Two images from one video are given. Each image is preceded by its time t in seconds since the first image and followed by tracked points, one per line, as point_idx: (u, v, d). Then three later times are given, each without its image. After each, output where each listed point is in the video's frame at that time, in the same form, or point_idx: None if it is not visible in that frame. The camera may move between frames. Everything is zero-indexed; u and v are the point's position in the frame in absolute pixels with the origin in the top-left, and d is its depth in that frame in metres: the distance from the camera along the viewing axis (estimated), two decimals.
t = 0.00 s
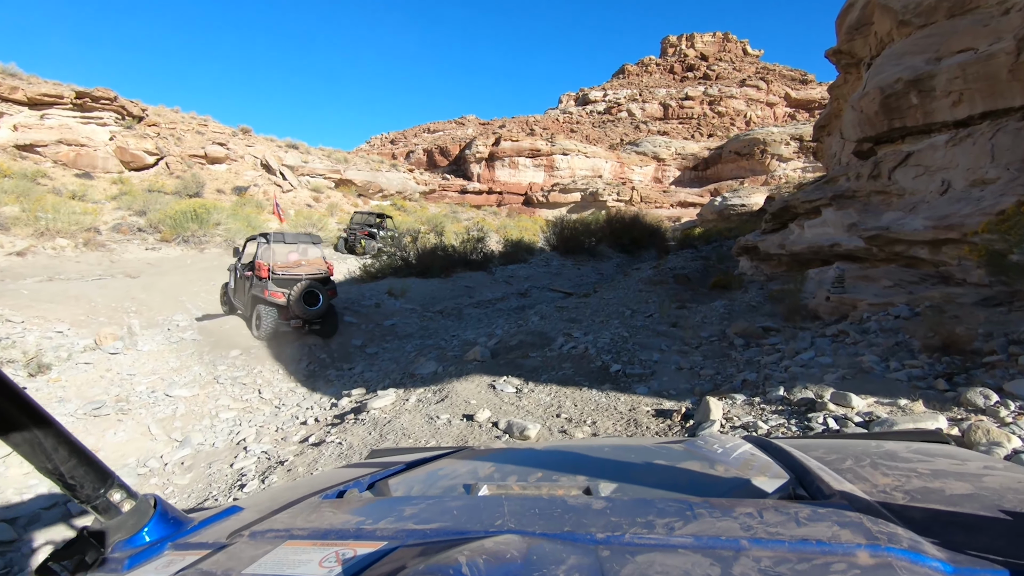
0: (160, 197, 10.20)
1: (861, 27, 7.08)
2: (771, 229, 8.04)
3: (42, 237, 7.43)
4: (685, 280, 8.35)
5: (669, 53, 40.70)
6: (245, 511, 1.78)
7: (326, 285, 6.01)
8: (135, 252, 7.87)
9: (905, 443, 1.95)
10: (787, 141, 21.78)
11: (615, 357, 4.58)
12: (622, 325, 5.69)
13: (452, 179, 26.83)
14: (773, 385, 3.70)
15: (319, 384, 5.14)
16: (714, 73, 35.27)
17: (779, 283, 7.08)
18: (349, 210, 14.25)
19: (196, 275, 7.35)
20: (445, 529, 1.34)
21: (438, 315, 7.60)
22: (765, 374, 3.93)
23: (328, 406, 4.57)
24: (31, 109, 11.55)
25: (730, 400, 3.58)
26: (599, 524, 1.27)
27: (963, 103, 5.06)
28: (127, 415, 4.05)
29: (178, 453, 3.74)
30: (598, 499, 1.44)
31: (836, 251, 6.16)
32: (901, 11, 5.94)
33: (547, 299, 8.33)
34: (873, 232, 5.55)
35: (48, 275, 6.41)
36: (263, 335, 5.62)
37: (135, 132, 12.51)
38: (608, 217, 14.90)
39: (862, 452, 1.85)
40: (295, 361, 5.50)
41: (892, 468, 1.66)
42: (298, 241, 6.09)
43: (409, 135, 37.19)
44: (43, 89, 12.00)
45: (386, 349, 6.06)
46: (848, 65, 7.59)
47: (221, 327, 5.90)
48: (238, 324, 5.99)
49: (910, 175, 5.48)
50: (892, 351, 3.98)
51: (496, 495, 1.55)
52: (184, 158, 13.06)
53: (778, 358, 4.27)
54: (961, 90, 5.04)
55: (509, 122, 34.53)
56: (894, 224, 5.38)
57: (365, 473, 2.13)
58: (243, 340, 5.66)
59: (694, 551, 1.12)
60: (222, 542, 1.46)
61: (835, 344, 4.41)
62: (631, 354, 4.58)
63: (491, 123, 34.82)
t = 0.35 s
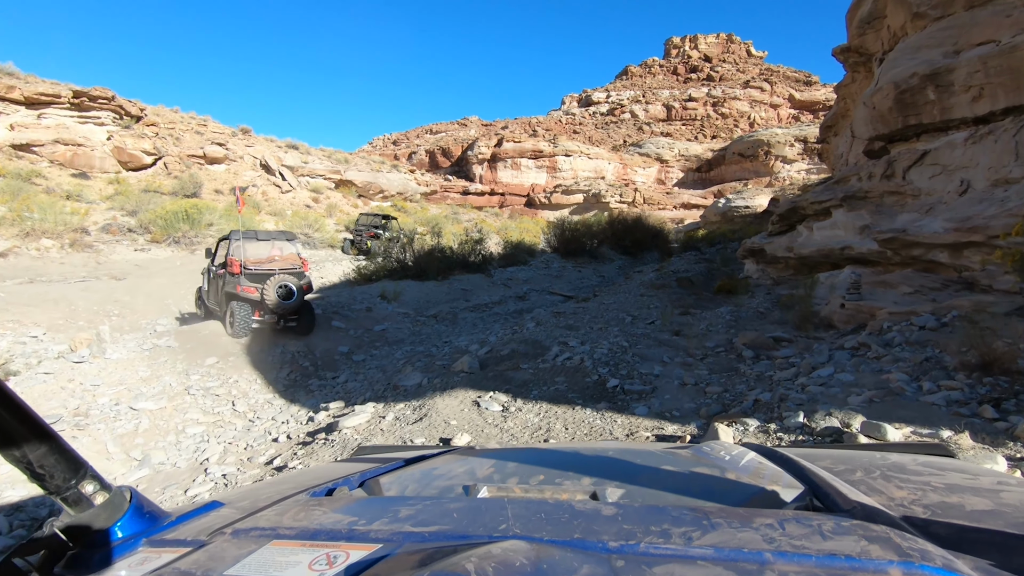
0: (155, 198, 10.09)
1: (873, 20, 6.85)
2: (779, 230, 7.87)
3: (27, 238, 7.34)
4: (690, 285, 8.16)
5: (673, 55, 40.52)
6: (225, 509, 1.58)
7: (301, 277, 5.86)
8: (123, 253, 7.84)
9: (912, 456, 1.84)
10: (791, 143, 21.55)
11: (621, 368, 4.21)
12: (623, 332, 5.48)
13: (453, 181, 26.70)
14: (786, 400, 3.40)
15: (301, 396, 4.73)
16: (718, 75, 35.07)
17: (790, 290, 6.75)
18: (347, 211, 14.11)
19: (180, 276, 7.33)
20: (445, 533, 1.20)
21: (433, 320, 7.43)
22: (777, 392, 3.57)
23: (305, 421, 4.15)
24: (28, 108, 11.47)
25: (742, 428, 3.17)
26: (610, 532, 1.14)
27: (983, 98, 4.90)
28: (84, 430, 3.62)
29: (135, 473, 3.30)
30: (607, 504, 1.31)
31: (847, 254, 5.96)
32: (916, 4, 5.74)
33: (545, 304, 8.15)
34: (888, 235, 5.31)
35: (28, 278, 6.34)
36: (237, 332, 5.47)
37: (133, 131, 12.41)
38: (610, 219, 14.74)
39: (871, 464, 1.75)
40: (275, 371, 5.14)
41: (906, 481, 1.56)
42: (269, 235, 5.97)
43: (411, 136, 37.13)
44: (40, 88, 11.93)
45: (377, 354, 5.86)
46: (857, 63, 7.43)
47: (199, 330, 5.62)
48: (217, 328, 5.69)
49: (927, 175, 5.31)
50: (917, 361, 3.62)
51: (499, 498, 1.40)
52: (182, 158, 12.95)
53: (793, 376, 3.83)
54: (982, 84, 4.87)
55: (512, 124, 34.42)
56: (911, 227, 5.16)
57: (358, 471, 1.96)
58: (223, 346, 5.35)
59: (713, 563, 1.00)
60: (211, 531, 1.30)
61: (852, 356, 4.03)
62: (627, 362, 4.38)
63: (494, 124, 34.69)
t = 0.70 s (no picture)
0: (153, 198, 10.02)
1: (886, 15, 6.67)
2: (787, 233, 7.73)
3: (15, 237, 7.26)
4: (694, 288, 8.02)
5: (676, 57, 40.35)
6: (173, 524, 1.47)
7: (281, 271, 5.97)
8: (114, 253, 7.80)
9: (855, 459, 1.84)
10: (796, 145, 21.39)
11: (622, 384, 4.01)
12: (626, 339, 5.34)
13: (456, 182, 26.57)
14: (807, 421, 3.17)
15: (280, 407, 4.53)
16: (722, 77, 34.91)
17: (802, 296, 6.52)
18: (348, 212, 14.02)
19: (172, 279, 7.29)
20: (385, 543, 1.19)
21: (429, 323, 7.33)
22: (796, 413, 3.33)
23: (283, 434, 3.95)
24: (28, 107, 11.41)
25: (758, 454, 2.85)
26: (544, 537, 1.14)
27: (1006, 94, 4.74)
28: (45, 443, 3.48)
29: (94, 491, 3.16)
30: (547, 510, 1.30)
31: (860, 258, 5.82)
32: None
33: (545, 307, 8.02)
34: (906, 237, 5.13)
35: (13, 279, 6.28)
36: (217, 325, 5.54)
37: (133, 131, 12.35)
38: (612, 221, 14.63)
39: (816, 468, 1.74)
40: (258, 379, 4.96)
41: (843, 483, 1.56)
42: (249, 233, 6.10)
43: (414, 138, 37.04)
44: (40, 87, 11.89)
45: (367, 360, 5.74)
46: (865, 63, 7.31)
47: (177, 335, 5.51)
48: (200, 331, 5.62)
49: (943, 175, 5.15)
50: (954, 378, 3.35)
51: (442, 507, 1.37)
52: (183, 158, 12.90)
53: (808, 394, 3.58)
54: (1005, 79, 4.72)
55: (515, 125, 34.32)
56: (930, 228, 5.01)
57: (307, 484, 1.89)
58: (203, 353, 5.20)
59: (642, 566, 1.00)
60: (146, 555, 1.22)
61: (876, 369, 3.80)
62: (627, 372, 4.23)
63: (498, 126, 34.63)
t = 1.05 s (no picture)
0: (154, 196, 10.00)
1: (903, 9, 6.43)
2: (798, 234, 7.61)
3: (9, 233, 7.19)
4: (702, 291, 7.90)
5: (683, 57, 40.18)
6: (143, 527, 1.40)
7: (263, 262, 6.22)
8: (111, 250, 7.76)
9: (825, 454, 1.92)
10: (803, 147, 21.21)
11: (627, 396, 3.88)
12: (634, 345, 5.23)
13: (461, 182, 26.47)
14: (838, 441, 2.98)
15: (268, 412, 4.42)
16: (729, 78, 34.70)
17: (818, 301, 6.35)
18: (351, 211, 13.96)
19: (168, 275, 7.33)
20: (359, 539, 1.16)
21: (429, 324, 7.25)
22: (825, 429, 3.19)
23: (269, 442, 3.79)
24: (30, 103, 11.38)
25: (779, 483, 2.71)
26: (519, 529, 1.14)
27: None
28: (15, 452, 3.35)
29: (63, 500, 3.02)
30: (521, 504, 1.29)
31: (876, 260, 5.71)
32: None
33: (548, 310, 7.91)
34: (928, 239, 4.93)
35: (5, 275, 6.24)
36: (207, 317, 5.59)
37: (135, 128, 12.33)
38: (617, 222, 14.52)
39: (785, 461, 1.81)
40: (247, 381, 4.86)
41: (812, 476, 1.63)
42: (225, 230, 6.35)
43: (419, 136, 36.97)
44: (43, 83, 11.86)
45: (363, 363, 5.65)
46: (878, 62, 7.18)
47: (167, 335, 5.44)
48: (188, 330, 5.57)
49: (964, 175, 4.97)
50: (998, 397, 3.13)
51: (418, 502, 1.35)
52: (186, 155, 12.85)
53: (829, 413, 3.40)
54: None
55: (520, 125, 34.21)
56: (953, 232, 4.80)
57: (283, 483, 1.85)
58: (193, 357, 5.09)
59: (611, 556, 1.01)
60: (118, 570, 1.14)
61: (909, 383, 3.58)
62: (632, 382, 4.12)
63: (503, 125, 34.52)
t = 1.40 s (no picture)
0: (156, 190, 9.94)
1: None
2: (810, 231, 7.47)
3: (5, 227, 7.14)
4: (710, 290, 7.76)
5: (689, 54, 39.91)
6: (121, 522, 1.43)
7: (242, 250, 6.33)
8: (108, 245, 7.73)
9: (822, 455, 1.82)
10: (811, 144, 20.98)
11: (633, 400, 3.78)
12: (641, 346, 5.11)
13: (466, 178, 26.35)
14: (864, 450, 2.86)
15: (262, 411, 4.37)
16: (736, 75, 34.41)
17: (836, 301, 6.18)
18: (354, 207, 13.88)
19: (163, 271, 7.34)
20: (338, 539, 1.09)
21: (430, 322, 7.15)
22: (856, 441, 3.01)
23: (256, 447, 3.69)
24: (34, 97, 11.29)
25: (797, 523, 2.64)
26: (510, 531, 1.06)
27: None
28: None
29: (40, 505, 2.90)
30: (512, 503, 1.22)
31: (893, 259, 5.57)
32: None
33: (551, 308, 7.81)
34: (951, 237, 4.78)
35: None
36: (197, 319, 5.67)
37: (139, 123, 12.29)
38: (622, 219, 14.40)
39: (782, 463, 1.71)
40: (238, 382, 4.79)
41: (811, 478, 1.53)
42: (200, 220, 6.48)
43: (424, 133, 36.86)
44: (47, 76, 11.85)
45: (360, 363, 5.56)
46: (891, 56, 7.04)
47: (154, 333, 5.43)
48: (179, 330, 5.50)
49: (988, 169, 4.83)
50: None
51: (402, 501, 1.27)
52: (189, 150, 12.80)
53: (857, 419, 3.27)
54: None
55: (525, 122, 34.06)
56: (976, 229, 4.65)
57: (261, 481, 1.78)
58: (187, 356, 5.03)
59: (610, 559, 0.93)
60: None
61: (942, 392, 3.38)
62: (640, 388, 4.00)
63: (509, 122, 34.38)
